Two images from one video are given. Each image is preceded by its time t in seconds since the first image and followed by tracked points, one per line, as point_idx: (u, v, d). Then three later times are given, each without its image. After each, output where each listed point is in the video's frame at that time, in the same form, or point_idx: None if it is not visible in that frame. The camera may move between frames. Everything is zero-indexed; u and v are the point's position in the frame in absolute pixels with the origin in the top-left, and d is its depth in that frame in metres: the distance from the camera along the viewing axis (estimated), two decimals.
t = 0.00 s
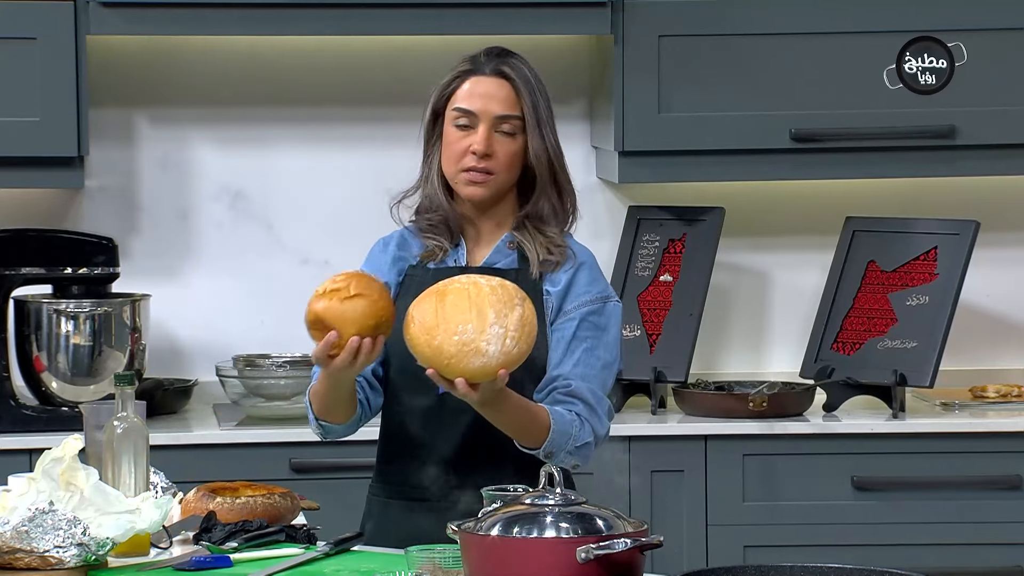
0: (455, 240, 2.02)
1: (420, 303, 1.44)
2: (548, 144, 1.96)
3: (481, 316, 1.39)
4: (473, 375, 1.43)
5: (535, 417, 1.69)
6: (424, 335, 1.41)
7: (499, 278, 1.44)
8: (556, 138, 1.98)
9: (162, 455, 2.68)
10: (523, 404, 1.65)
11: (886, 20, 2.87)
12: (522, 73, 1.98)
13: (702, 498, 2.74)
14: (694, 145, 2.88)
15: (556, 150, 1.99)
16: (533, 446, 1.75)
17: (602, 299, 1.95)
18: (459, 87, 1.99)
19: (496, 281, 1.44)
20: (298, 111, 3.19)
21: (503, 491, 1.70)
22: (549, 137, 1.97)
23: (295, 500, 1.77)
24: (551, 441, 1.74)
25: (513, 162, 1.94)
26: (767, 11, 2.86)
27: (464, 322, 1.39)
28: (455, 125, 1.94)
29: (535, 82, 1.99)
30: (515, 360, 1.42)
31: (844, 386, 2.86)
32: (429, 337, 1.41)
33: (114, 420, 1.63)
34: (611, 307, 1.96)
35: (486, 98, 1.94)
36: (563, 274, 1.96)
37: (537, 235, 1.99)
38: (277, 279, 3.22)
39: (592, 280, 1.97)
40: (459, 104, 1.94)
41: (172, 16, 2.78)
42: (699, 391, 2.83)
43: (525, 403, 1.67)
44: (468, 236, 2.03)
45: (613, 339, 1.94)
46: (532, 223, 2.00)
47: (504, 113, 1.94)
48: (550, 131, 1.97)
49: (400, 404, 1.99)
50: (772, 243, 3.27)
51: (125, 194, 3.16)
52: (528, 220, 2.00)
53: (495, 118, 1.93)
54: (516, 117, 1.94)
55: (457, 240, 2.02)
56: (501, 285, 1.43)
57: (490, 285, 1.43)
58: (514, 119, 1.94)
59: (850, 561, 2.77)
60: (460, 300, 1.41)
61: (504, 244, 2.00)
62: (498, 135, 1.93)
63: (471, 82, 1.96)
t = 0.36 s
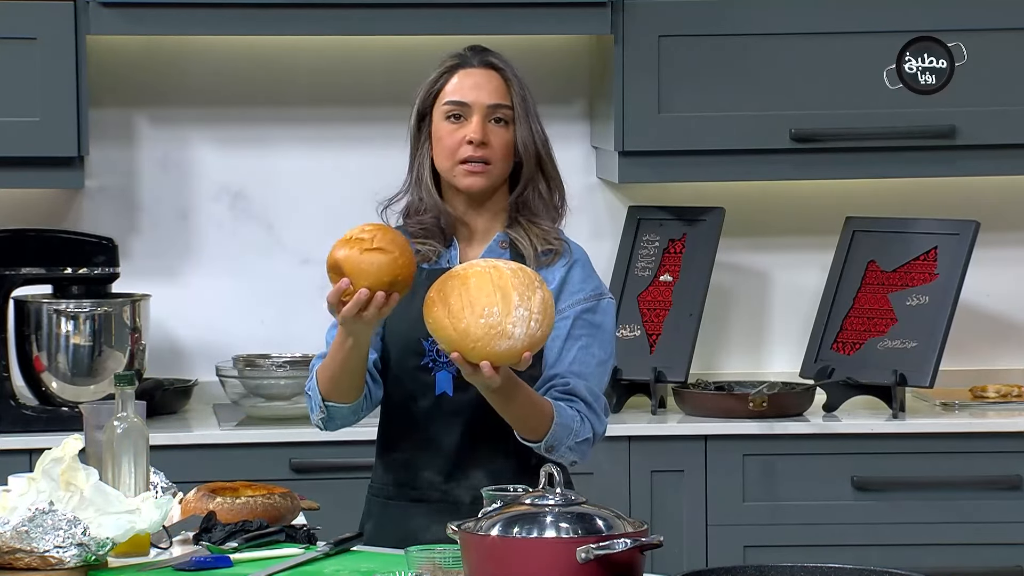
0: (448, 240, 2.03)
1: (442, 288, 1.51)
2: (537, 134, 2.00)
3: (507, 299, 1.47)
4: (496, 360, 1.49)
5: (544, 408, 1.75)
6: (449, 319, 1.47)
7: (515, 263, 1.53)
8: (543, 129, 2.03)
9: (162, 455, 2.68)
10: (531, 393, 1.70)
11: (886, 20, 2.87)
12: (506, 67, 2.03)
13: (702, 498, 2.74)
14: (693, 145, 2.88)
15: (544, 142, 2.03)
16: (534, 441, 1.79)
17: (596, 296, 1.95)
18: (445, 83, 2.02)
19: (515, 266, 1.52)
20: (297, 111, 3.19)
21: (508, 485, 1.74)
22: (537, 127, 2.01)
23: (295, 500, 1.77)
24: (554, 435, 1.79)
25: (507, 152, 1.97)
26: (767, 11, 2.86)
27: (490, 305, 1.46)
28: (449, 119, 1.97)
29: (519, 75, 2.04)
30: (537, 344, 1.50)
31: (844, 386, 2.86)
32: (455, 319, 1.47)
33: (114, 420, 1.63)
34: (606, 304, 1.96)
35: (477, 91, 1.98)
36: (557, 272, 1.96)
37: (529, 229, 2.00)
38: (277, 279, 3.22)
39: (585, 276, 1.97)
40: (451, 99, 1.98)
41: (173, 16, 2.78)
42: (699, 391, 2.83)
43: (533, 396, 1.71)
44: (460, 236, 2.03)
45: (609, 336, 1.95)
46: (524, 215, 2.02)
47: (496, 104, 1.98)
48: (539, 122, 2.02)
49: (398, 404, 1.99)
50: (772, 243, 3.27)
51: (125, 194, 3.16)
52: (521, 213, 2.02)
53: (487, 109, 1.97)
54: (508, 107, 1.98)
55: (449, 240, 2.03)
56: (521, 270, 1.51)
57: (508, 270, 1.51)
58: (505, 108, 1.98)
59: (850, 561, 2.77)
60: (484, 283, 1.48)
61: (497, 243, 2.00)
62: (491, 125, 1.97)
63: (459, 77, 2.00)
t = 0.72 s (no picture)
0: (450, 241, 2.04)
1: (435, 294, 1.50)
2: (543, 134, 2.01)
3: (496, 309, 1.46)
4: (485, 369, 1.49)
5: (538, 415, 1.75)
6: (438, 326, 1.47)
7: (509, 272, 1.52)
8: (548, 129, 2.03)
9: (162, 455, 2.67)
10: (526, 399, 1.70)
11: (886, 20, 2.87)
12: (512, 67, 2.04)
13: (702, 498, 2.74)
14: (693, 145, 2.88)
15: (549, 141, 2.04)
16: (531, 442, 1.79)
17: (595, 296, 1.95)
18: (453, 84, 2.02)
19: (508, 274, 1.51)
20: (298, 111, 3.19)
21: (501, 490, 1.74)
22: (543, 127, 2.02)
23: (295, 500, 1.77)
24: (550, 438, 1.78)
25: (518, 151, 1.97)
26: (767, 11, 2.86)
27: (479, 314, 1.46)
28: (460, 120, 1.97)
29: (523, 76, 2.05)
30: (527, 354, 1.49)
31: (844, 385, 2.86)
32: (444, 327, 1.47)
33: (114, 420, 1.63)
34: (605, 303, 1.96)
35: (487, 91, 1.98)
36: (556, 271, 1.96)
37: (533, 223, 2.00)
38: (277, 279, 3.22)
39: (584, 277, 1.96)
40: (462, 99, 1.98)
41: (173, 16, 2.78)
42: (699, 391, 2.83)
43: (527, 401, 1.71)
44: (462, 237, 2.04)
45: (608, 336, 1.95)
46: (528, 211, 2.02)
47: (506, 104, 1.98)
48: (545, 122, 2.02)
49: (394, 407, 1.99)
50: (772, 243, 3.27)
51: (125, 194, 3.16)
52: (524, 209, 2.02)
53: (498, 109, 1.97)
54: (518, 106, 1.99)
55: (450, 242, 2.04)
56: (513, 278, 1.51)
57: (501, 278, 1.51)
58: (515, 108, 1.98)
59: (850, 561, 2.77)
60: (475, 292, 1.48)
61: (496, 243, 2.00)
62: (502, 125, 1.97)
63: (469, 78, 2.00)
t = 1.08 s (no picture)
0: (450, 241, 2.05)
1: (425, 299, 1.50)
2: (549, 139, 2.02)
3: (483, 314, 1.46)
4: (473, 374, 1.49)
5: (534, 416, 1.75)
6: (425, 333, 1.47)
7: (500, 276, 1.52)
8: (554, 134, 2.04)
9: (162, 455, 2.68)
10: (521, 401, 1.70)
11: (886, 20, 2.87)
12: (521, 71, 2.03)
13: (702, 498, 2.74)
14: (693, 146, 2.88)
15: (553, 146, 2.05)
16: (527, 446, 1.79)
17: (595, 298, 1.94)
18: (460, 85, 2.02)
19: (497, 278, 1.51)
20: (298, 111, 3.19)
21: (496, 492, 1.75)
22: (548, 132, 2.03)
23: (295, 500, 1.77)
24: (546, 442, 1.78)
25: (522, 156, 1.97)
26: (767, 11, 2.86)
27: (465, 320, 1.46)
28: (465, 122, 1.97)
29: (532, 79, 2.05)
30: (516, 357, 1.49)
31: (844, 385, 2.86)
32: (432, 333, 1.47)
33: (114, 420, 1.63)
34: (605, 305, 1.96)
35: (495, 94, 1.97)
36: (556, 273, 1.96)
37: (534, 224, 2.01)
38: (277, 279, 3.22)
39: (584, 279, 1.96)
40: (469, 101, 1.98)
41: (173, 16, 2.78)
42: (699, 391, 2.83)
43: (521, 404, 1.71)
44: (462, 237, 2.05)
45: (608, 338, 1.95)
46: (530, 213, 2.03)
47: (513, 108, 1.97)
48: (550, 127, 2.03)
49: (395, 409, 2.00)
50: (772, 243, 3.27)
51: (125, 194, 3.16)
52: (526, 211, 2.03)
53: (505, 113, 1.96)
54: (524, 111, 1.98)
55: (450, 241, 2.05)
56: (502, 283, 1.50)
57: (490, 282, 1.50)
58: (522, 113, 1.98)
59: (851, 561, 2.77)
60: (462, 296, 1.48)
61: (497, 243, 2.01)
62: (508, 129, 1.96)
63: (478, 80, 2.00)
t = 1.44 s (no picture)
0: (451, 243, 2.05)
1: (415, 301, 1.50)
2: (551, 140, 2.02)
3: (474, 314, 1.46)
4: (466, 373, 1.49)
5: (533, 417, 1.75)
6: (416, 334, 1.47)
7: (491, 277, 1.53)
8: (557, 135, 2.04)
9: (162, 455, 2.67)
10: (519, 403, 1.70)
11: (886, 20, 2.87)
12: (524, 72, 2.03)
13: (702, 498, 2.74)
14: (693, 146, 2.88)
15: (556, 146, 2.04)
16: (527, 447, 1.79)
17: (596, 299, 1.94)
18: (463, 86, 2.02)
19: (488, 279, 1.52)
20: (298, 111, 3.19)
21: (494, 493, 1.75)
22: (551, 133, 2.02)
23: (295, 500, 1.77)
24: (545, 443, 1.78)
25: (523, 158, 1.97)
26: (766, 11, 2.86)
27: (456, 320, 1.46)
28: (467, 123, 1.97)
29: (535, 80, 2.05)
30: (507, 356, 1.49)
31: (844, 386, 2.86)
32: (423, 334, 1.47)
33: (114, 420, 1.63)
34: (606, 306, 1.96)
35: (498, 95, 1.98)
36: (557, 274, 1.96)
37: (535, 225, 2.01)
38: (277, 279, 3.22)
39: (585, 280, 1.96)
40: (472, 102, 1.98)
41: (172, 16, 2.78)
42: (699, 391, 2.83)
43: (519, 404, 1.71)
44: (463, 238, 2.05)
45: (609, 339, 1.95)
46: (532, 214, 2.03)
47: (515, 109, 1.97)
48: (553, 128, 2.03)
49: (394, 409, 2.00)
50: (772, 243, 3.27)
51: (125, 194, 3.16)
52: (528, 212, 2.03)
53: (507, 114, 1.97)
54: (526, 113, 1.98)
55: (451, 242, 2.05)
56: (493, 284, 1.51)
57: (482, 284, 1.51)
58: (524, 114, 1.98)
59: (851, 561, 2.76)
60: (453, 296, 1.48)
61: (499, 244, 2.01)
62: (510, 131, 1.97)
63: (480, 80, 2.00)
